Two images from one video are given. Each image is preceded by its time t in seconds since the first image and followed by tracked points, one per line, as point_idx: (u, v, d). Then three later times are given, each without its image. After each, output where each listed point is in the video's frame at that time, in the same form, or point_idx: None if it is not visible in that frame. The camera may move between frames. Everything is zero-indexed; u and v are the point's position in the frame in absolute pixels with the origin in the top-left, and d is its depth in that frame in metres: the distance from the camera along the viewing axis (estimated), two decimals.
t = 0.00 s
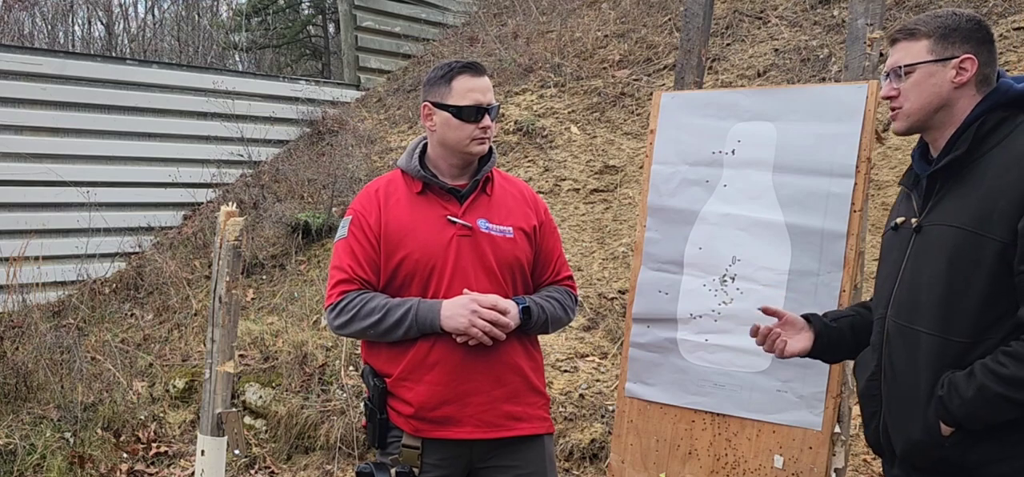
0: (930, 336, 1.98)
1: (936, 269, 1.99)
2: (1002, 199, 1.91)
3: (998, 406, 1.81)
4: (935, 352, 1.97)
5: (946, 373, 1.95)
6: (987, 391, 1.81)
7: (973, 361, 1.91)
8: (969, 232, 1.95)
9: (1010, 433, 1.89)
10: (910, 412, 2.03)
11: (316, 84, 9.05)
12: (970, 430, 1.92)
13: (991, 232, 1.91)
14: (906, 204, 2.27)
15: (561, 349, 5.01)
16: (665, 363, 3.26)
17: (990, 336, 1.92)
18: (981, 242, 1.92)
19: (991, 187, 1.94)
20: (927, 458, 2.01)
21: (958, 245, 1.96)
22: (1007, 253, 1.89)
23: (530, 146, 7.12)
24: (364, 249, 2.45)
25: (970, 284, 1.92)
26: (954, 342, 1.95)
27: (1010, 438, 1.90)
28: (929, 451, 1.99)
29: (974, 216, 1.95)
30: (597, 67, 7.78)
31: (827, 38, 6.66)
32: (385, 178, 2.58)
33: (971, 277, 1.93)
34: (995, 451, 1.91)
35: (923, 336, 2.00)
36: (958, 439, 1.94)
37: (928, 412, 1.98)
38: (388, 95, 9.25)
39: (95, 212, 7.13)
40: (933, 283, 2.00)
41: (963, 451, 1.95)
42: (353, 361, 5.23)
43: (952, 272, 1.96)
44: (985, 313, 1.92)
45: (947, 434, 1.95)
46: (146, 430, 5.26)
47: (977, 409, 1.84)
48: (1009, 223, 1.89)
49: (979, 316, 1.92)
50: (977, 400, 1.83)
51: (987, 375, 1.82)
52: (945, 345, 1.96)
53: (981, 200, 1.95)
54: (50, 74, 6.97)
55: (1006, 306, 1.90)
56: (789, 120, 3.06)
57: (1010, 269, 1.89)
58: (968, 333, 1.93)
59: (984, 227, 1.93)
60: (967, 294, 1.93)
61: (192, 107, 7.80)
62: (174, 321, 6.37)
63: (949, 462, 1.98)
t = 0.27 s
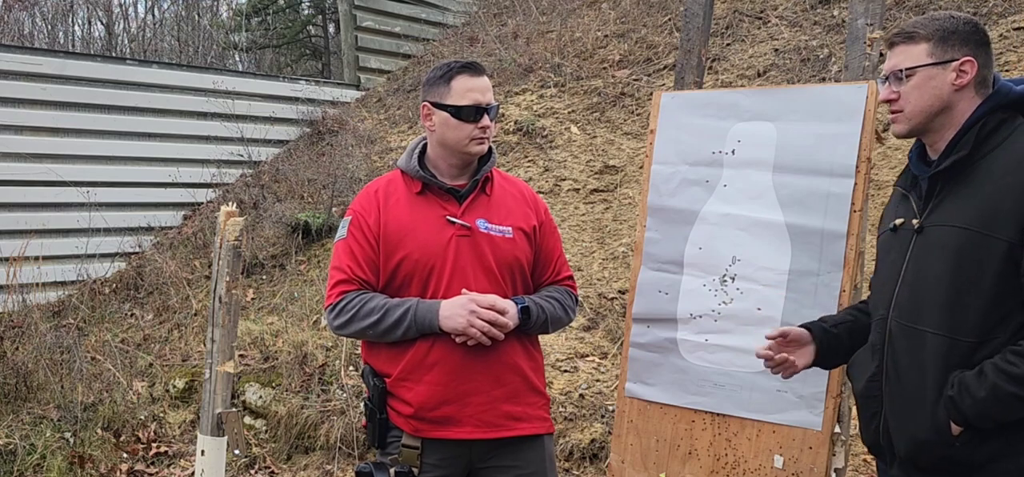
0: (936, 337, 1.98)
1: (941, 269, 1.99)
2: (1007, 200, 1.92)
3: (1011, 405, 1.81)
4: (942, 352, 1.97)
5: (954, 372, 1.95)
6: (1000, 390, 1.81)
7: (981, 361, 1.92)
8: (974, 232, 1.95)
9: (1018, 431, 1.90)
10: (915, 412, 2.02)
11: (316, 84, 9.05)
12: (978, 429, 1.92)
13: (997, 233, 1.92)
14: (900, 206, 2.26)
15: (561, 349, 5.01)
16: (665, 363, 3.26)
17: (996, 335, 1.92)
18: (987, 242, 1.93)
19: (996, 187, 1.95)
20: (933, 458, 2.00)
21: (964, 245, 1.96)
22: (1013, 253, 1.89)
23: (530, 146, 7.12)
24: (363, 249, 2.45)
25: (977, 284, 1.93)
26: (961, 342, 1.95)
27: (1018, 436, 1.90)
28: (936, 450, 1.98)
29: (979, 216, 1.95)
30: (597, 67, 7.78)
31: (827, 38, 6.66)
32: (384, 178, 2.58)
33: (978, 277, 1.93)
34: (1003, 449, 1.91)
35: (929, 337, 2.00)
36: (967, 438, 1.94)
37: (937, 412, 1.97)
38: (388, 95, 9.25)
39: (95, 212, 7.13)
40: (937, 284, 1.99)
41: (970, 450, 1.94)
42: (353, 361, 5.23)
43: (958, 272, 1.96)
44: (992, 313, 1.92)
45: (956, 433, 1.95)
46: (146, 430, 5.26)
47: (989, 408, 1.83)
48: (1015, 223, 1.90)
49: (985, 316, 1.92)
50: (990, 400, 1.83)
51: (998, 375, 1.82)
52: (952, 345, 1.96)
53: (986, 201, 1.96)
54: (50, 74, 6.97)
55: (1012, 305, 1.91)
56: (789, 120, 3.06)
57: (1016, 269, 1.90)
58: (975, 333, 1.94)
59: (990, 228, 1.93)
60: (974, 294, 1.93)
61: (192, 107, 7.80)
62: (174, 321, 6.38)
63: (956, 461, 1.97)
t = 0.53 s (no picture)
0: (933, 333, 1.98)
1: (939, 266, 1.99)
2: (1006, 197, 1.92)
3: (1002, 399, 1.80)
4: (939, 348, 1.97)
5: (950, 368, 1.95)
6: (991, 385, 1.80)
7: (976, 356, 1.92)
8: (973, 229, 1.95)
9: (1013, 426, 1.89)
10: (912, 408, 2.02)
11: (316, 84, 9.05)
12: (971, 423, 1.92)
13: (995, 230, 1.92)
14: (898, 204, 2.26)
15: (561, 349, 5.01)
16: (665, 363, 3.26)
17: (992, 331, 1.92)
18: (985, 239, 1.93)
19: (996, 185, 1.95)
20: (928, 452, 2.00)
21: (963, 242, 1.96)
22: (1011, 250, 1.89)
23: (530, 146, 7.12)
24: (362, 249, 2.45)
25: (975, 280, 1.93)
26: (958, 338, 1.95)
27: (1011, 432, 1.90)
28: (931, 445, 1.98)
29: (979, 213, 1.95)
30: (597, 67, 7.78)
31: (827, 38, 6.66)
32: (384, 178, 2.58)
33: (977, 274, 1.93)
34: (996, 444, 1.91)
35: (927, 333, 2.00)
36: (959, 433, 1.94)
37: (931, 407, 1.97)
38: (388, 95, 9.25)
39: (95, 212, 7.13)
40: (936, 280, 1.99)
41: (964, 445, 1.94)
42: (353, 361, 5.23)
43: (956, 268, 1.96)
44: (990, 309, 1.92)
45: (948, 428, 1.94)
46: (146, 430, 5.26)
47: (982, 402, 1.83)
48: (1013, 220, 1.90)
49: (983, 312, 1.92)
50: (981, 394, 1.83)
51: (990, 369, 1.82)
52: (949, 341, 1.96)
53: (985, 198, 1.96)
54: (50, 74, 6.97)
55: (1009, 302, 1.91)
56: (789, 120, 3.06)
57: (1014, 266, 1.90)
58: (972, 329, 1.94)
59: (989, 224, 1.93)
60: (973, 290, 1.93)
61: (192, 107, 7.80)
62: (174, 321, 6.38)
63: (949, 456, 1.97)
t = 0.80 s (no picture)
0: (940, 333, 1.98)
1: (944, 266, 1.99)
2: (1011, 198, 1.93)
3: (1017, 400, 1.82)
4: (945, 348, 1.97)
5: (957, 368, 1.95)
6: (1005, 386, 1.82)
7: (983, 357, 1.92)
8: (977, 230, 1.96)
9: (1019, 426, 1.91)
10: (917, 408, 2.01)
11: (316, 84, 9.05)
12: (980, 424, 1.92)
13: (1001, 231, 1.92)
14: (895, 205, 2.26)
15: (561, 349, 5.01)
16: (665, 363, 3.26)
17: (998, 331, 1.93)
18: (991, 240, 1.93)
19: (999, 186, 1.96)
20: (933, 453, 1.99)
21: (967, 243, 1.97)
22: (1017, 250, 1.90)
23: (530, 146, 7.12)
24: (361, 249, 2.45)
25: (980, 281, 1.93)
26: (964, 338, 1.95)
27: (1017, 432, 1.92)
28: (937, 446, 1.98)
29: (983, 214, 1.96)
30: (597, 68, 7.78)
31: (827, 38, 6.66)
32: (383, 178, 2.58)
33: (982, 275, 1.93)
34: (1004, 445, 1.92)
35: (932, 333, 1.99)
36: (969, 434, 1.94)
37: (939, 408, 1.97)
38: (388, 95, 9.26)
39: (95, 212, 7.13)
40: (941, 281, 1.99)
41: (972, 445, 1.95)
42: (353, 361, 5.23)
43: (961, 269, 1.96)
44: (995, 310, 1.93)
45: (958, 429, 1.94)
46: (146, 430, 5.27)
47: (995, 404, 1.84)
48: (1019, 221, 1.91)
49: (989, 313, 1.93)
50: (996, 395, 1.83)
51: (1004, 371, 1.83)
52: (956, 341, 1.96)
53: (990, 198, 1.96)
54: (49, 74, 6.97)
55: (1016, 302, 1.92)
56: (789, 120, 3.06)
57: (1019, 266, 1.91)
58: (978, 329, 1.94)
59: (994, 225, 1.94)
60: (979, 291, 1.94)
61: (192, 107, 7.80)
62: (174, 321, 6.38)
63: (956, 456, 1.97)
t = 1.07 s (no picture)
0: (940, 334, 1.98)
1: (944, 268, 1.99)
2: (1010, 199, 1.92)
3: (1018, 401, 1.81)
4: (945, 350, 1.97)
5: (957, 369, 1.95)
6: (1005, 387, 1.81)
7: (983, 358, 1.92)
8: (977, 231, 1.95)
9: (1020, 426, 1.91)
10: (918, 409, 2.01)
11: (316, 84, 9.05)
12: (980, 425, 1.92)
13: (1001, 232, 1.92)
14: (893, 206, 2.26)
15: (561, 349, 5.01)
16: (665, 363, 3.26)
17: (998, 332, 1.93)
18: (991, 241, 1.93)
19: (998, 187, 1.95)
20: (934, 454, 1.99)
21: (967, 244, 1.96)
22: (1017, 251, 1.90)
23: (530, 146, 7.12)
24: (361, 250, 2.45)
25: (980, 283, 1.93)
26: (964, 339, 1.95)
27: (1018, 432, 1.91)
28: (938, 447, 1.98)
29: (983, 215, 1.95)
30: (597, 67, 7.77)
31: (827, 38, 6.66)
32: (382, 179, 2.58)
33: (981, 276, 1.93)
34: (1004, 445, 1.92)
35: (932, 335, 1.99)
36: (970, 435, 1.94)
37: (939, 409, 1.97)
38: (388, 95, 9.26)
39: (95, 212, 7.13)
40: (940, 282, 1.99)
41: (973, 446, 1.94)
42: (353, 361, 5.23)
43: (961, 270, 1.96)
44: (995, 311, 1.93)
45: (959, 430, 1.94)
46: (146, 430, 5.27)
47: (995, 405, 1.84)
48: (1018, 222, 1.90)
49: (988, 314, 1.93)
50: (996, 396, 1.83)
51: (1004, 372, 1.83)
52: (956, 343, 1.96)
53: (989, 199, 1.96)
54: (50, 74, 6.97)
55: (1015, 303, 1.92)
56: (789, 120, 3.06)
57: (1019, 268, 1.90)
58: (978, 330, 1.94)
59: (994, 227, 1.93)
60: (978, 292, 1.93)
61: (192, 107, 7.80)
62: (174, 321, 6.39)
63: (957, 457, 1.97)
